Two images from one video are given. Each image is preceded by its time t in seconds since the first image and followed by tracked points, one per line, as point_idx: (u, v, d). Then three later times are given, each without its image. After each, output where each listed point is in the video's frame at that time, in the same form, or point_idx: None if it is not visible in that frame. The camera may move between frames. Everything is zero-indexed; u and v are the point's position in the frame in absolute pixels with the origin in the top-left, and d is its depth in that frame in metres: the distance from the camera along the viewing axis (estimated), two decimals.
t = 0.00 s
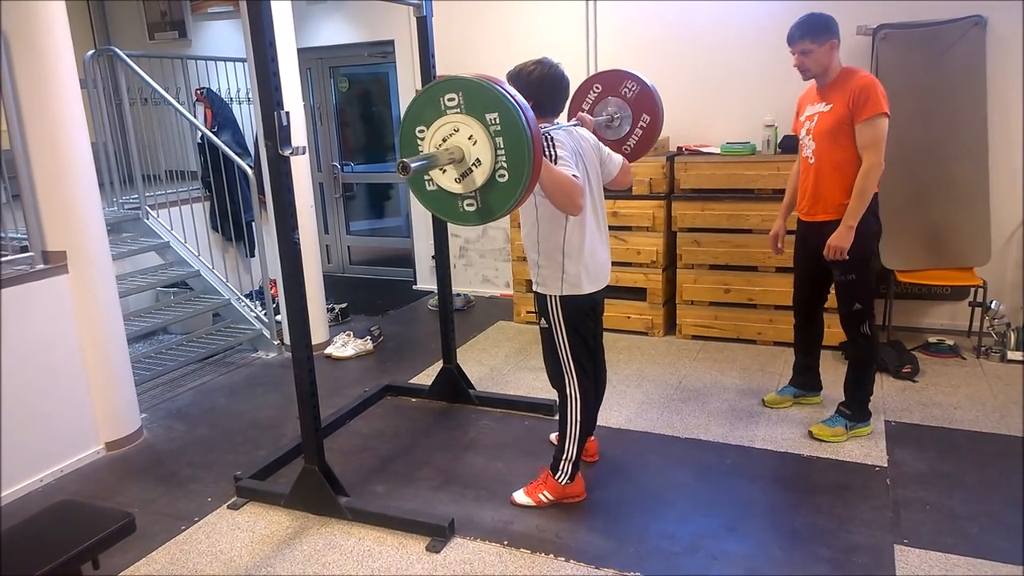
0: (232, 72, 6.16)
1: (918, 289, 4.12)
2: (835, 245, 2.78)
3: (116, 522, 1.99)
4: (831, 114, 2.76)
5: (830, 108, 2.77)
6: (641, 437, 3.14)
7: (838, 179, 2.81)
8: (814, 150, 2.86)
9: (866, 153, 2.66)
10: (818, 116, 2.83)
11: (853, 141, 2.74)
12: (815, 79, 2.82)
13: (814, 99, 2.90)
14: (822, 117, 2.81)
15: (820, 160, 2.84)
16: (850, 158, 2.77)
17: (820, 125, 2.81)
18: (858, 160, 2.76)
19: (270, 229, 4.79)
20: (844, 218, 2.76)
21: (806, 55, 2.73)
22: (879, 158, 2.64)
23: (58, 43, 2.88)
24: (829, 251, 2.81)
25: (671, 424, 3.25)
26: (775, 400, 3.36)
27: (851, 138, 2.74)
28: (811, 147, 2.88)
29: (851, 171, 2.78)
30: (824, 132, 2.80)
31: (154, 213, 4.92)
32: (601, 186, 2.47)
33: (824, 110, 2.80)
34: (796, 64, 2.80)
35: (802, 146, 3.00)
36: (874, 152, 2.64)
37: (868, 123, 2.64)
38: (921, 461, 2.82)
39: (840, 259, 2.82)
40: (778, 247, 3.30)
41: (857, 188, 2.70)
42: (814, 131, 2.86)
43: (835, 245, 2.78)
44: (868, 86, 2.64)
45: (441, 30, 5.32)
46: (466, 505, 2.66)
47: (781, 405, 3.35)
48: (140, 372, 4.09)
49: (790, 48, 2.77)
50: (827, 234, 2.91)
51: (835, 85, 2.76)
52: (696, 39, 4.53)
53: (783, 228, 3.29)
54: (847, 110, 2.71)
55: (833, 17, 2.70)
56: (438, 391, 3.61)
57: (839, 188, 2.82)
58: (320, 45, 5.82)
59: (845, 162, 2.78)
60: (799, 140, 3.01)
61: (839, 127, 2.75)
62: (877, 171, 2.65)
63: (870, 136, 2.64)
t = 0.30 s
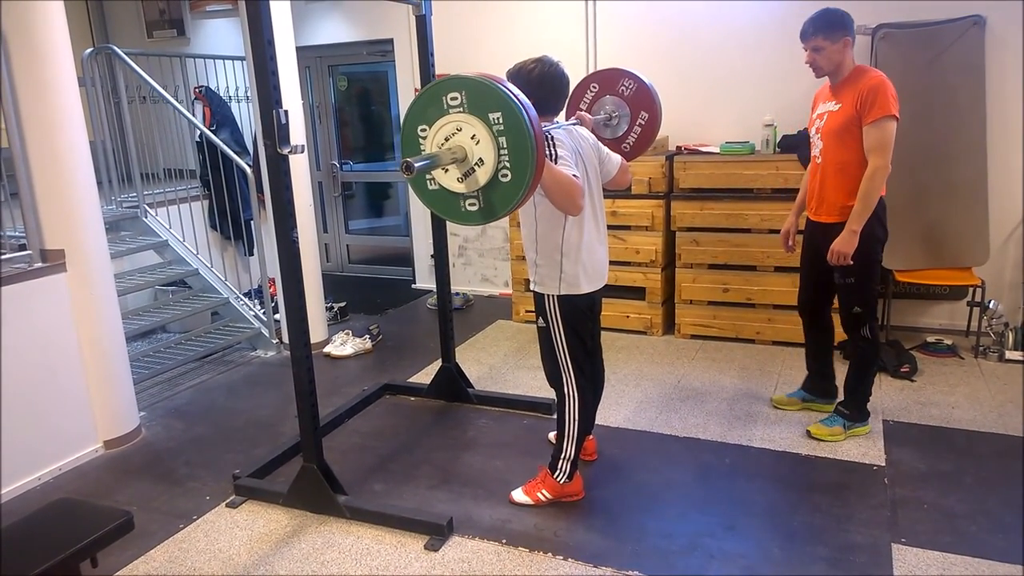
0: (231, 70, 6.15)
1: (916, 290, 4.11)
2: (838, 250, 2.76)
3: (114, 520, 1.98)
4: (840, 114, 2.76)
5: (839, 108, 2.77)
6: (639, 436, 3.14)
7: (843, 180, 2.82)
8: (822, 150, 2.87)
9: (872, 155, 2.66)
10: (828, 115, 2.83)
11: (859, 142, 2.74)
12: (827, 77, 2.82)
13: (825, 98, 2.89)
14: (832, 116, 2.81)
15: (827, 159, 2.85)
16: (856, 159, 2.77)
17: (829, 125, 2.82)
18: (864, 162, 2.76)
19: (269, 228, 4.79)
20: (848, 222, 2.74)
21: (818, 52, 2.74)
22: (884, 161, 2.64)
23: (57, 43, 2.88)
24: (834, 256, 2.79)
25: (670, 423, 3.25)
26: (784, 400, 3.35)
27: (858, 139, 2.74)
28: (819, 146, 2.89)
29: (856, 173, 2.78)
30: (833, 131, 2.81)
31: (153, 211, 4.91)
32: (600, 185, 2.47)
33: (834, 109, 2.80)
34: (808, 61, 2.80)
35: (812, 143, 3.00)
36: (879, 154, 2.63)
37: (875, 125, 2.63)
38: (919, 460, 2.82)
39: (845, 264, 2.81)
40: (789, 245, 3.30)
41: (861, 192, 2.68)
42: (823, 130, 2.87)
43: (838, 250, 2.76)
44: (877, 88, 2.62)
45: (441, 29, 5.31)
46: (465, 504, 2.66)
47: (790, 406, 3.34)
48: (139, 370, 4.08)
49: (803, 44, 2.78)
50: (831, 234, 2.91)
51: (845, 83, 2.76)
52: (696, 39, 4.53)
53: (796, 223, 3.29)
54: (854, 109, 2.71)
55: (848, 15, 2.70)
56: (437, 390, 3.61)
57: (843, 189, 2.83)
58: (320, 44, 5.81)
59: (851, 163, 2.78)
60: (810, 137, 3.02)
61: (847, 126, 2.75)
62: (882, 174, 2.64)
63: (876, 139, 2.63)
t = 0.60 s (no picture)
0: (229, 69, 6.15)
1: (915, 289, 4.12)
2: (842, 251, 2.77)
3: (113, 519, 1.97)
4: (839, 113, 2.76)
5: (839, 106, 2.77)
6: (638, 435, 3.14)
7: (840, 179, 2.82)
8: (820, 149, 2.87)
9: (871, 155, 2.66)
10: (827, 114, 2.83)
11: (859, 142, 2.74)
12: (828, 76, 2.82)
13: (825, 97, 2.89)
14: (831, 115, 2.81)
15: (825, 158, 2.85)
16: (855, 158, 2.77)
17: (828, 124, 2.82)
18: (863, 162, 2.76)
19: (268, 227, 4.79)
20: (850, 223, 2.75)
21: (819, 50, 2.74)
22: (884, 161, 2.64)
23: (55, 43, 2.88)
24: (838, 257, 2.79)
25: (668, 423, 3.25)
26: (783, 400, 3.34)
27: (858, 139, 2.74)
28: (818, 145, 2.89)
29: (855, 173, 2.79)
30: (832, 131, 2.81)
31: (152, 210, 4.91)
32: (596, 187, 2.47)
33: (834, 108, 2.80)
34: (810, 59, 2.79)
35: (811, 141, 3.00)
36: (879, 154, 2.64)
37: (876, 125, 2.63)
38: (918, 460, 2.82)
39: (847, 265, 2.81)
40: (789, 246, 3.30)
41: (862, 192, 2.69)
42: (822, 129, 2.87)
43: (842, 251, 2.76)
44: (878, 88, 2.63)
45: (439, 28, 5.31)
46: (463, 503, 2.66)
47: (789, 406, 3.34)
48: (137, 369, 4.08)
49: (806, 42, 2.78)
50: (829, 233, 2.91)
51: (846, 82, 2.76)
52: (694, 38, 4.53)
53: (796, 224, 3.29)
54: (854, 109, 2.72)
55: (850, 13, 2.70)
56: (436, 389, 3.61)
57: (841, 189, 2.83)
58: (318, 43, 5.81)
59: (849, 163, 2.78)
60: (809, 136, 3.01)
61: (847, 126, 2.75)
62: (882, 175, 2.64)
63: (876, 140, 2.63)
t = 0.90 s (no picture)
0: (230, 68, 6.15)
1: (916, 288, 4.12)
2: (836, 248, 2.77)
3: (114, 518, 1.98)
4: (837, 112, 2.76)
5: (837, 105, 2.77)
6: (638, 434, 3.15)
7: (836, 178, 2.82)
8: (818, 148, 2.87)
9: (869, 154, 2.67)
10: (825, 113, 2.83)
11: (857, 141, 2.75)
12: (826, 75, 2.82)
13: (823, 95, 2.89)
14: (829, 114, 2.81)
15: (823, 157, 2.85)
16: (853, 157, 2.77)
17: (825, 123, 2.82)
18: (860, 162, 2.76)
19: (268, 226, 4.79)
20: (845, 220, 2.75)
21: (818, 49, 2.73)
22: (881, 160, 2.64)
23: (56, 42, 2.88)
24: (831, 253, 2.80)
25: (668, 422, 3.25)
26: (783, 400, 3.34)
27: (856, 138, 2.74)
28: (816, 144, 2.89)
29: (852, 172, 2.79)
30: (829, 129, 2.81)
31: (152, 209, 4.91)
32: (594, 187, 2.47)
33: (831, 107, 2.80)
34: (807, 57, 2.79)
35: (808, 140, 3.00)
36: (877, 154, 2.64)
37: (874, 124, 2.64)
38: (918, 459, 2.82)
39: (842, 262, 2.82)
40: (787, 246, 3.30)
41: (858, 190, 2.70)
42: (819, 127, 2.87)
43: (836, 248, 2.77)
44: (877, 87, 2.63)
45: (439, 27, 5.31)
46: (464, 502, 2.66)
47: (789, 406, 3.34)
48: (138, 368, 4.08)
49: (804, 40, 2.77)
50: (826, 232, 2.91)
51: (843, 81, 2.76)
52: (694, 38, 4.53)
53: (793, 225, 3.29)
54: (852, 108, 2.72)
55: (849, 13, 2.70)
56: (436, 389, 3.61)
57: (838, 187, 2.83)
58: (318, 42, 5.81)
59: (846, 162, 2.79)
60: (806, 135, 3.01)
61: (844, 125, 2.75)
62: (879, 173, 2.65)
63: (874, 139, 2.64)
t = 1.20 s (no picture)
0: (229, 67, 6.15)
1: (916, 286, 4.11)
2: (832, 245, 2.78)
3: (114, 518, 1.97)
4: (833, 110, 2.76)
5: (832, 103, 2.77)
6: (638, 433, 3.14)
7: (833, 175, 2.82)
8: (814, 146, 2.87)
9: (865, 151, 2.66)
10: (821, 110, 2.83)
11: (853, 138, 2.74)
12: (822, 73, 2.82)
13: (819, 93, 2.89)
14: (825, 111, 2.80)
15: (819, 155, 2.85)
16: (849, 154, 2.77)
17: (821, 120, 2.81)
18: (857, 159, 2.76)
19: (268, 225, 4.79)
20: (841, 216, 2.75)
21: (814, 47, 2.73)
22: (877, 157, 2.64)
23: (55, 42, 2.88)
24: (828, 249, 2.80)
25: (669, 421, 3.25)
26: (783, 398, 3.34)
27: (851, 135, 2.74)
28: (812, 142, 2.89)
29: (849, 169, 2.79)
30: (825, 127, 2.80)
31: (152, 208, 4.91)
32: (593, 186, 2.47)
33: (827, 104, 2.80)
34: (804, 56, 2.79)
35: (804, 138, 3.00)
36: (873, 150, 2.64)
37: (869, 121, 2.64)
38: (919, 458, 2.82)
39: (838, 258, 2.82)
40: (784, 246, 3.29)
41: (854, 187, 2.70)
42: (815, 125, 2.86)
43: (833, 244, 2.77)
44: (872, 84, 2.63)
45: (439, 26, 5.30)
46: (464, 502, 2.66)
47: (789, 404, 3.34)
48: (138, 367, 4.08)
49: (800, 39, 2.77)
50: (823, 230, 2.91)
51: (839, 79, 2.76)
52: (694, 37, 4.53)
53: (790, 223, 3.29)
54: (848, 105, 2.71)
55: (845, 12, 2.70)
56: (436, 388, 3.61)
57: (835, 184, 2.83)
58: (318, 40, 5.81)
59: (843, 159, 2.78)
60: (803, 133, 3.01)
61: (840, 122, 2.75)
62: (875, 170, 2.65)
63: (871, 135, 2.64)
